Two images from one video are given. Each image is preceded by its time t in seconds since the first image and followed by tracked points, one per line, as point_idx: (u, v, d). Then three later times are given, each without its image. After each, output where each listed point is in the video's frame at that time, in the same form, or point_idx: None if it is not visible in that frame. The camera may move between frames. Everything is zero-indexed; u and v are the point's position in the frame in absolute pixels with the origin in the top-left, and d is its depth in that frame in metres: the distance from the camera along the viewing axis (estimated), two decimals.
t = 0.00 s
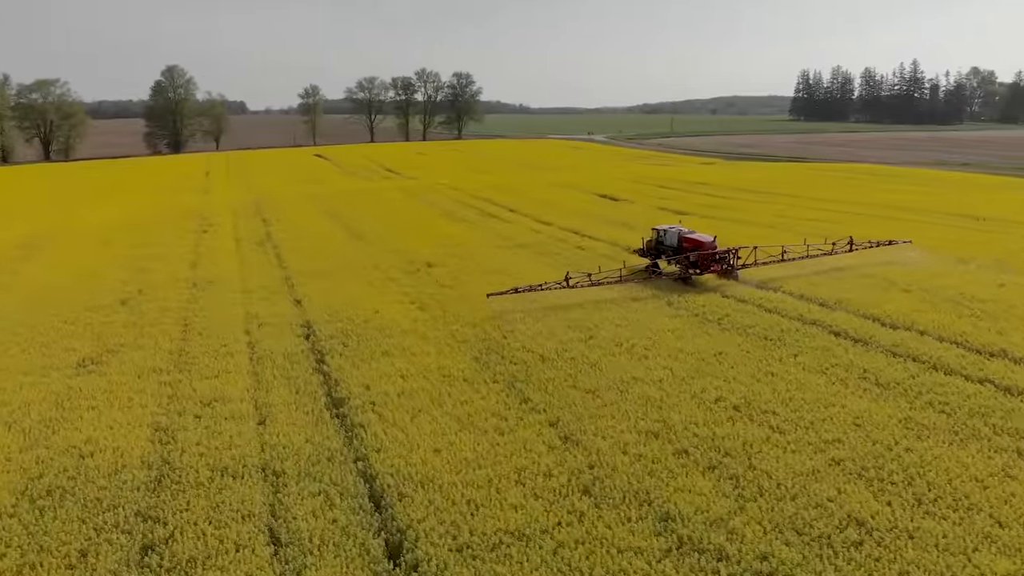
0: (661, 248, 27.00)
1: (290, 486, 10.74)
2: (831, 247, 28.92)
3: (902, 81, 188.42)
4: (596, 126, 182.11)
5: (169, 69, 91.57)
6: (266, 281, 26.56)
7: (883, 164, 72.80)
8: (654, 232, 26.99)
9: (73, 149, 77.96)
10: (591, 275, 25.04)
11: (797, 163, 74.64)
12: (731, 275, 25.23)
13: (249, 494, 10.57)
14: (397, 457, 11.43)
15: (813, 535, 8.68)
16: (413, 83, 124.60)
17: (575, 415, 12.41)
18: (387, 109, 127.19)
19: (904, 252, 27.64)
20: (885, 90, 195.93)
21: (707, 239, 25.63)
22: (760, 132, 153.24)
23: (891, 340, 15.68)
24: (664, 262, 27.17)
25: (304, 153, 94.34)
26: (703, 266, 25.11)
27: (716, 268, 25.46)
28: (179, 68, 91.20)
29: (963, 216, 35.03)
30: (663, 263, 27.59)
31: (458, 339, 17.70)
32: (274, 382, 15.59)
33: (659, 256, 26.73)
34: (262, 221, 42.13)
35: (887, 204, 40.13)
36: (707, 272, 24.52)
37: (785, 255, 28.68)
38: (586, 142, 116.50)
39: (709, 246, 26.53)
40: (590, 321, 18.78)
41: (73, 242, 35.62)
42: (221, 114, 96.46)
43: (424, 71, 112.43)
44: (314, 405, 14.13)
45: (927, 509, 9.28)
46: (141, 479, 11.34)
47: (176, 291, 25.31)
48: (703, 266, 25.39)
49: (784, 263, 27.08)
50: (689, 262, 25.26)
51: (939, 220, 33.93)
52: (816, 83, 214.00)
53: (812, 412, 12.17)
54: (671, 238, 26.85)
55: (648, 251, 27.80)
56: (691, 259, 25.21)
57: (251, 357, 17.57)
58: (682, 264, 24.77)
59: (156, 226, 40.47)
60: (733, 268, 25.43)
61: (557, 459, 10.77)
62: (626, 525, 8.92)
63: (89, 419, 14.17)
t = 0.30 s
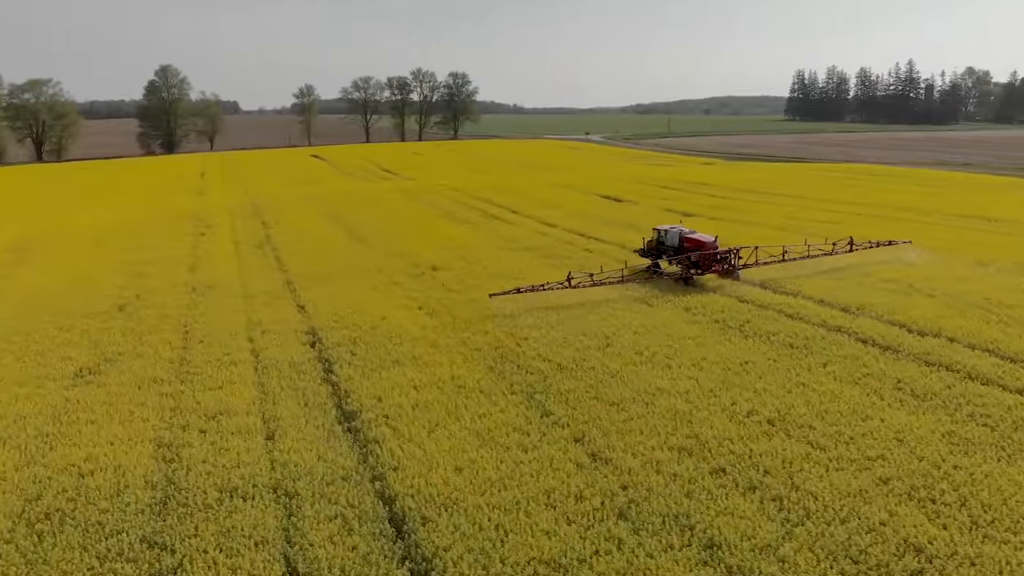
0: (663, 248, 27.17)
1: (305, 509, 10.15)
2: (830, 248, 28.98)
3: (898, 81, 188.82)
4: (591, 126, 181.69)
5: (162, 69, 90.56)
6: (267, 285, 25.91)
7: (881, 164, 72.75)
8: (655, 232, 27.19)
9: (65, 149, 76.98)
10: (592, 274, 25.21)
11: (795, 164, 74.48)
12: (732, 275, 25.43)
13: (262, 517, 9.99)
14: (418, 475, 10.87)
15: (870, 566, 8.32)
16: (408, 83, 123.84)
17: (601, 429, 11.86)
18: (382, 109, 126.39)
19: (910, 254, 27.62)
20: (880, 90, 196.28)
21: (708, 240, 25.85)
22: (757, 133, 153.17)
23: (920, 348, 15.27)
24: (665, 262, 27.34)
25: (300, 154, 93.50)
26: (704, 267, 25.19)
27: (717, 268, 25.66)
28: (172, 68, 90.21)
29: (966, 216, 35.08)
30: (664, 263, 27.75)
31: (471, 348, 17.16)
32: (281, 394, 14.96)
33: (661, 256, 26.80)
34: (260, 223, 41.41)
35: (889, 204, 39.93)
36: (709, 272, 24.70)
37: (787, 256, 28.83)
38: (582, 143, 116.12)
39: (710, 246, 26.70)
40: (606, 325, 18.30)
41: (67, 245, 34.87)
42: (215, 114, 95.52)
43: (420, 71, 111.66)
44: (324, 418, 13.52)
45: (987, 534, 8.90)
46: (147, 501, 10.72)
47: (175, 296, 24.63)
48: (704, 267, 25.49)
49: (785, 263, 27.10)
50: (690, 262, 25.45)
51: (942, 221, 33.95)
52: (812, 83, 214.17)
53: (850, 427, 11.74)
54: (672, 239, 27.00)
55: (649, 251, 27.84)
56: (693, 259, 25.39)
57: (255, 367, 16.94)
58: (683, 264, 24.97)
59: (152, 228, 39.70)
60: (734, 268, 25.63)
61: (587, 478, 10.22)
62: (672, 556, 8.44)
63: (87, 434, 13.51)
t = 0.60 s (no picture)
0: (663, 248, 27.09)
1: (321, 535, 9.57)
2: (831, 247, 28.89)
3: (893, 80, 189.17)
4: (587, 126, 181.29)
5: (156, 68, 89.62)
6: (268, 289, 25.18)
7: (880, 164, 72.66)
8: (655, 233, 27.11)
9: (58, 150, 76.04)
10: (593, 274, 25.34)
11: (795, 163, 74.31)
12: (733, 275, 25.38)
13: (277, 545, 9.39)
14: (441, 496, 10.31)
15: None
16: (404, 82, 123.07)
17: (630, 445, 11.32)
18: (378, 108, 125.56)
19: (916, 254, 27.41)
20: (875, 90, 196.53)
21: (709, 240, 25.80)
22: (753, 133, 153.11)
23: (952, 357, 14.82)
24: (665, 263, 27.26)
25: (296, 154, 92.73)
26: (704, 266, 25.07)
27: (717, 268, 25.60)
28: (166, 67, 89.28)
29: (969, 217, 34.93)
30: (665, 263, 27.64)
31: (485, 356, 16.57)
32: (287, 406, 14.32)
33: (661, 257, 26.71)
34: (258, 225, 40.69)
35: (893, 205, 39.65)
36: (710, 272, 24.65)
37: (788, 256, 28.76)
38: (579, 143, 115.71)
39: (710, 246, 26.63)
40: (621, 330, 17.76)
41: (60, 248, 34.14)
42: (209, 113, 94.58)
43: (416, 70, 110.94)
44: (335, 433, 12.89)
45: None
46: (153, 525, 10.12)
47: (173, 302, 23.92)
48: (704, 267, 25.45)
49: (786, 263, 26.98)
50: (690, 262, 25.41)
51: (945, 222, 33.82)
52: (807, 83, 214.33)
53: (891, 443, 11.31)
54: (672, 239, 26.93)
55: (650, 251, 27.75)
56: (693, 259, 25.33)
57: (260, 377, 16.27)
58: (684, 265, 24.91)
59: (148, 230, 38.94)
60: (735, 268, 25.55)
61: (621, 501, 9.69)
62: None
63: (86, 451, 12.84)
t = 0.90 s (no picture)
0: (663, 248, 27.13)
1: (341, 565, 8.99)
2: (831, 247, 28.89)
3: (888, 80, 189.54)
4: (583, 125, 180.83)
5: (149, 67, 88.60)
6: (269, 293, 24.51)
7: (879, 164, 72.59)
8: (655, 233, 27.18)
9: (50, 150, 74.95)
10: (595, 275, 25.20)
11: (794, 164, 74.10)
12: (734, 275, 25.32)
13: None
14: (467, 518, 9.74)
15: None
16: (400, 82, 122.33)
17: (663, 464, 10.78)
18: (374, 108, 124.72)
19: (923, 255, 27.25)
20: (871, 90, 196.95)
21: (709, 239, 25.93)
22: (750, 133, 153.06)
23: (987, 365, 14.41)
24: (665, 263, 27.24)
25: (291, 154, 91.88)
26: (705, 266, 25.05)
27: (718, 268, 25.59)
28: (159, 66, 88.24)
29: (971, 217, 34.91)
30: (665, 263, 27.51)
31: (501, 365, 15.98)
32: (296, 420, 13.69)
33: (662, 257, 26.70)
34: (256, 226, 39.97)
35: (897, 205, 39.47)
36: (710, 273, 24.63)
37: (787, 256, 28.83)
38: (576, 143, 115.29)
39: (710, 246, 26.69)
40: (639, 336, 17.23)
41: (54, 250, 33.35)
42: (203, 113, 93.64)
43: (412, 70, 110.29)
44: (348, 450, 12.27)
45: None
46: (160, 553, 9.52)
47: (172, 307, 23.23)
48: (706, 267, 25.45)
49: (788, 264, 26.96)
50: (691, 262, 25.40)
51: (948, 223, 33.76)
52: (802, 83, 214.62)
53: (937, 460, 10.89)
54: (672, 238, 26.98)
55: (650, 251, 27.75)
56: (694, 259, 25.35)
57: (265, 388, 15.62)
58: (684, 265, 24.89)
59: (145, 233, 38.16)
60: (736, 268, 25.51)
61: (661, 527, 9.17)
62: None
63: (85, 470, 12.18)
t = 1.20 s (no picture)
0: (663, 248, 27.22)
1: None
2: (830, 248, 28.84)
3: (885, 80, 189.85)
4: (579, 126, 180.37)
5: (142, 67, 87.63)
6: (271, 299, 23.82)
7: (879, 164, 72.37)
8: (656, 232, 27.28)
9: (42, 151, 73.91)
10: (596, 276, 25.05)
11: (794, 164, 73.79)
12: (734, 276, 25.37)
13: None
14: (497, 544, 9.19)
15: None
16: (395, 82, 121.57)
17: (700, 484, 10.25)
18: (369, 108, 123.89)
19: (932, 255, 26.99)
20: (866, 89, 197.18)
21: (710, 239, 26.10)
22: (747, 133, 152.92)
23: None
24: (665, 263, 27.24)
25: (287, 155, 91.02)
26: (706, 266, 25.10)
27: (719, 268, 25.67)
28: (153, 66, 87.24)
29: (977, 218, 34.66)
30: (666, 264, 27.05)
31: (517, 375, 15.37)
32: (306, 435, 13.05)
33: (662, 256, 26.76)
34: (255, 229, 39.23)
35: (900, 206, 39.30)
36: (711, 273, 24.71)
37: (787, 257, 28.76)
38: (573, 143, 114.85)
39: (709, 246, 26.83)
40: (657, 343, 16.64)
41: (47, 254, 32.56)
42: (197, 113, 92.66)
43: (408, 70, 109.59)
44: (363, 468, 11.64)
45: None
46: None
47: (172, 313, 22.52)
48: (707, 267, 25.46)
49: (786, 264, 26.98)
50: (692, 262, 25.46)
51: (953, 223, 33.59)
52: (797, 83, 214.76)
53: (987, 477, 10.46)
54: (673, 239, 27.06)
55: (650, 251, 27.80)
56: (695, 259, 25.44)
57: (272, 401, 14.95)
58: (685, 265, 24.96)
59: (141, 236, 37.36)
60: (737, 268, 25.59)
61: (707, 556, 8.66)
62: None
63: (84, 491, 11.50)
